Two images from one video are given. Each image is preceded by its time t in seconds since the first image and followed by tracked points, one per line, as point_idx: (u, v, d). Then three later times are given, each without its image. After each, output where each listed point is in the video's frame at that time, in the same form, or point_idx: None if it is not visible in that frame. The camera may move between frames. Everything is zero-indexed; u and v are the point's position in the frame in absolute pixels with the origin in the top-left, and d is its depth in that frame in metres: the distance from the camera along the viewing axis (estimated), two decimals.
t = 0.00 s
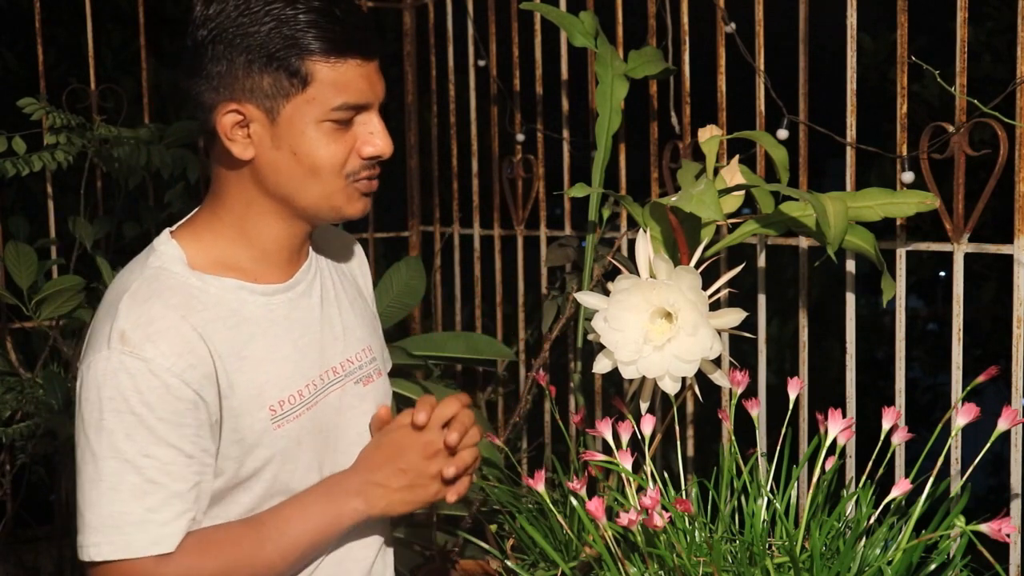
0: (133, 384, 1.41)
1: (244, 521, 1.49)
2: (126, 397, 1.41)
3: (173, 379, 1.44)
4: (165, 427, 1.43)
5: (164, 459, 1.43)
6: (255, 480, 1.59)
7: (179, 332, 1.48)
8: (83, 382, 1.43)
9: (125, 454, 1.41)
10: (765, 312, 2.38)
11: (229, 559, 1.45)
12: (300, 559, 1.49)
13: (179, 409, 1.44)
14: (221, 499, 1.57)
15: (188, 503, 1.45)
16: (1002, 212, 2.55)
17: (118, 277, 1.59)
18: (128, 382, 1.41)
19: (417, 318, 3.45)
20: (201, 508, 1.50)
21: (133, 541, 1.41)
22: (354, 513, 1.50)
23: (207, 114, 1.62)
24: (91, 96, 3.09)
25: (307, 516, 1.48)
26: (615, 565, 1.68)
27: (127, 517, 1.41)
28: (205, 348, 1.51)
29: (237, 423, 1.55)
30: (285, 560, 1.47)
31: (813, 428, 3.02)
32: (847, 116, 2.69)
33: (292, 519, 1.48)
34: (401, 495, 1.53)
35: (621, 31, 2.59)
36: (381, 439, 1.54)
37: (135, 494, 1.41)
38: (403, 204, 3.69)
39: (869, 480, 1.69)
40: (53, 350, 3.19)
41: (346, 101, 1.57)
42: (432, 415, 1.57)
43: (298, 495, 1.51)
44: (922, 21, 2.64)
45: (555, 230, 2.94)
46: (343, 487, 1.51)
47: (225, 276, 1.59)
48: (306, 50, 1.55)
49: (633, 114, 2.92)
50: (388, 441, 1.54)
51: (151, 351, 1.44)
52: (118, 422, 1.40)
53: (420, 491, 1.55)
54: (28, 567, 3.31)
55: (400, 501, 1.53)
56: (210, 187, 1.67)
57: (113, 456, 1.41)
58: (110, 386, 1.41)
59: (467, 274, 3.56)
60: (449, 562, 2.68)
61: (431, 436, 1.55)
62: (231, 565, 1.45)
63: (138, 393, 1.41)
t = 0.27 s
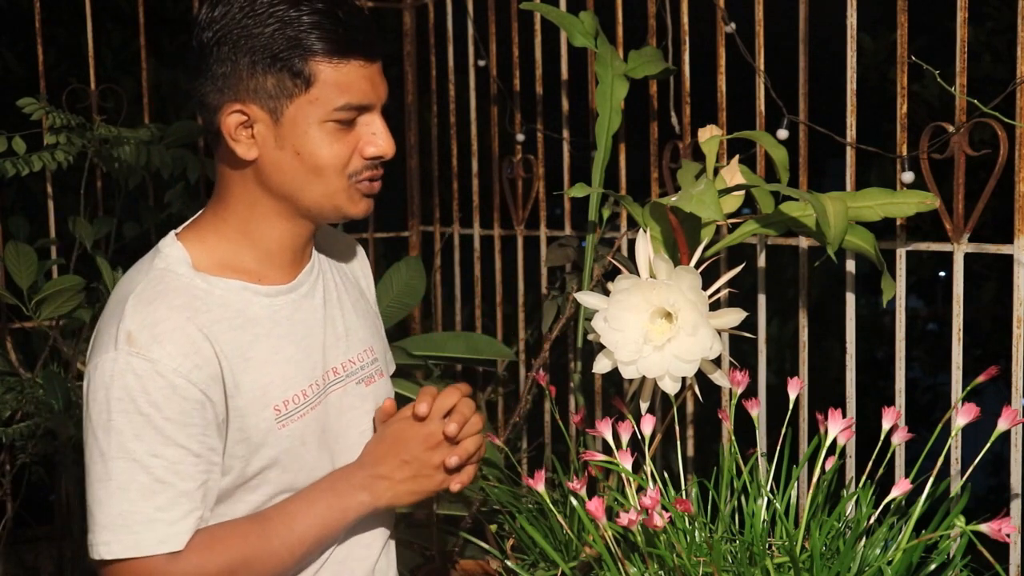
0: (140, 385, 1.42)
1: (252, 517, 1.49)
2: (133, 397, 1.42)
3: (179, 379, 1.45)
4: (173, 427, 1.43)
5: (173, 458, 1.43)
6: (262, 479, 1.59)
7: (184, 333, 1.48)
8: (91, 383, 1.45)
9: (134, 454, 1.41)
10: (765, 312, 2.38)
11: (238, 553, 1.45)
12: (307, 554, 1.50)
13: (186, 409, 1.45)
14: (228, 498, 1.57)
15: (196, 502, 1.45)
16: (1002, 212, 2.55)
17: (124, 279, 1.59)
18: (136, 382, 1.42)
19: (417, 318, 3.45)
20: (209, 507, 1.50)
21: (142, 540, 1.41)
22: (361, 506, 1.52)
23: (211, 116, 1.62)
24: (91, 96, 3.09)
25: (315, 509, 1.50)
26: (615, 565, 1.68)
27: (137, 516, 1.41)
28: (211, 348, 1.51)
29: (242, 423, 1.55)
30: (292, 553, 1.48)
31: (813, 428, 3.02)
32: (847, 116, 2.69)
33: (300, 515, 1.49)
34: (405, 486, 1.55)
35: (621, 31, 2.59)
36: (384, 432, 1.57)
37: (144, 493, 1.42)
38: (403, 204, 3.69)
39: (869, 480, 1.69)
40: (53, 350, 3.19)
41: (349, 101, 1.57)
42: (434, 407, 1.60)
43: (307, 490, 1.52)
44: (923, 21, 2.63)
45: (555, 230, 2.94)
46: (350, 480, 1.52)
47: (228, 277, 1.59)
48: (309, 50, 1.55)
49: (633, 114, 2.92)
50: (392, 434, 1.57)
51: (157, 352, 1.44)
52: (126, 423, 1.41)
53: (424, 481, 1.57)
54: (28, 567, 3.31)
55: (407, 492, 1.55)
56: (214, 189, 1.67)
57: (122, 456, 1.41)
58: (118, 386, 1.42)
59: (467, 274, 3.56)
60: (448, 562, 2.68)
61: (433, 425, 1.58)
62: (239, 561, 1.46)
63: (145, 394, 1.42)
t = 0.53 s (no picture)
0: (148, 384, 1.42)
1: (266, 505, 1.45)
2: (141, 397, 1.41)
3: (185, 376, 1.45)
4: (184, 424, 1.43)
5: (186, 455, 1.43)
6: (267, 475, 1.59)
7: (187, 332, 1.48)
8: (96, 387, 1.44)
9: (147, 453, 1.41)
10: (765, 312, 2.38)
11: (257, 540, 1.42)
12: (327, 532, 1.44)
13: (194, 406, 1.45)
14: (235, 495, 1.58)
15: (215, 495, 1.45)
16: (1002, 212, 2.55)
17: (122, 283, 1.59)
18: (143, 382, 1.42)
19: (417, 318, 3.45)
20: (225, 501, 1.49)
21: (163, 537, 1.40)
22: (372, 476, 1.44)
23: (205, 122, 1.62)
24: (91, 96, 3.09)
25: (327, 488, 1.43)
26: (615, 565, 1.68)
27: (155, 514, 1.40)
28: (213, 346, 1.51)
29: (247, 420, 1.56)
30: (311, 535, 1.43)
31: (813, 428, 3.02)
32: (847, 116, 2.69)
33: (314, 494, 1.43)
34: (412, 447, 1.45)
35: (621, 31, 2.59)
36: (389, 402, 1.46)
37: (161, 491, 1.41)
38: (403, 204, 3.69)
39: (869, 480, 1.69)
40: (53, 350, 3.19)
41: (342, 103, 1.57)
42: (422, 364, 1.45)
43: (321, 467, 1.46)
44: (922, 21, 2.64)
45: (555, 230, 2.94)
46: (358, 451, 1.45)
47: (228, 277, 1.60)
48: (302, 55, 1.55)
49: (633, 114, 2.92)
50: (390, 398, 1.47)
51: (162, 352, 1.44)
52: (136, 423, 1.41)
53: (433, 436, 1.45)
54: (28, 567, 3.31)
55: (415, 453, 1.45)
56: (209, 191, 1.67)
57: (135, 456, 1.41)
58: (126, 387, 1.41)
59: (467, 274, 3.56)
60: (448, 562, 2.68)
61: (438, 394, 1.44)
62: (259, 549, 1.42)
63: (153, 393, 1.42)
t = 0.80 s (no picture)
0: (151, 383, 1.42)
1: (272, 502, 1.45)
2: (145, 396, 1.42)
3: (187, 376, 1.45)
4: (187, 423, 1.43)
5: (191, 454, 1.43)
6: (265, 474, 1.60)
7: (187, 333, 1.49)
8: (99, 388, 1.44)
9: (152, 452, 1.41)
10: (765, 312, 2.38)
11: (270, 537, 1.41)
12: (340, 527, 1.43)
13: (196, 405, 1.45)
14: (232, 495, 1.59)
15: (223, 493, 1.44)
16: (1002, 212, 2.55)
17: (121, 284, 1.59)
18: (146, 382, 1.42)
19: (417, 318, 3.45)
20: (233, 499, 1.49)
21: (170, 537, 1.40)
22: (382, 469, 1.42)
23: (200, 121, 1.63)
24: (91, 96, 3.09)
25: (339, 483, 1.42)
26: (615, 565, 1.68)
27: (163, 513, 1.40)
28: (214, 346, 1.52)
29: (246, 420, 1.57)
30: (323, 531, 1.41)
31: (813, 428, 3.02)
32: (847, 116, 2.69)
33: (327, 488, 1.42)
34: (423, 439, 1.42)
35: (621, 31, 2.59)
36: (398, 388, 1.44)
37: (167, 490, 1.41)
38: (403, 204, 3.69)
39: (869, 480, 1.69)
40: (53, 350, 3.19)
41: (332, 101, 1.56)
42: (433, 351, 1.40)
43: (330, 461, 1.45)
44: (922, 21, 2.64)
45: (555, 230, 2.94)
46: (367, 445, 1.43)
47: (226, 278, 1.60)
48: (291, 52, 1.55)
49: (633, 114, 2.92)
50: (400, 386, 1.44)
51: (164, 352, 1.45)
52: (141, 422, 1.41)
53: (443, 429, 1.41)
54: (28, 567, 3.31)
55: (424, 445, 1.42)
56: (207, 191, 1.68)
57: (140, 455, 1.41)
58: (128, 387, 1.41)
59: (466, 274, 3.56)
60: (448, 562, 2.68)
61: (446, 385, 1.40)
62: (270, 547, 1.41)
63: (157, 392, 1.42)
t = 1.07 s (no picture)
0: (138, 378, 1.43)
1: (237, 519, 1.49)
2: (131, 390, 1.43)
3: (177, 375, 1.46)
4: (168, 421, 1.44)
5: (164, 452, 1.44)
6: (257, 478, 1.60)
7: (187, 331, 1.50)
8: (91, 375, 1.45)
9: (127, 446, 1.42)
10: (765, 312, 2.38)
11: (218, 551, 1.45)
12: (288, 555, 1.49)
13: (182, 405, 1.46)
14: (223, 496, 1.58)
15: (185, 498, 1.46)
16: (1002, 212, 2.55)
17: (131, 275, 1.61)
18: (135, 377, 1.43)
19: (418, 318, 3.46)
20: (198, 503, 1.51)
21: (126, 533, 1.42)
22: (344, 506, 1.51)
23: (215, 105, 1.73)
24: (91, 96, 3.09)
25: (301, 512, 1.49)
26: (615, 565, 1.68)
27: (126, 507, 1.42)
28: (212, 347, 1.52)
29: (240, 422, 1.57)
30: (272, 556, 1.47)
31: (813, 428, 3.02)
32: (847, 116, 2.69)
33: (287, 515, 1.48)
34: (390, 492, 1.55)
35: (621, 31, 2.59)
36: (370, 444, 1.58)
37: (134, 486, 1.42)
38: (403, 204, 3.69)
39: (869, 480, 1.69)
40: (53, 351, 3.19)
41: (304, 96, 1.57)
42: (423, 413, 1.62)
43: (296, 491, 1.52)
44: (922, 21, 2.63)
45: (555, 230, 2.94)
46: (335, 484, 1.52)
47: (234, 277, 1.61)
48: (273, 42, 1.59)
49: (633, 114, 2.92)
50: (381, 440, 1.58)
51: (158, 348, 1.46)
52: (122, 415, 1.42)
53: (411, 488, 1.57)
54: (28, 567, 3.31)
55: (392, 498, 1.55)
56: (225, 189, 1.70)
57: (115, 447, 1.42)
58: (116, 379, 1.43)
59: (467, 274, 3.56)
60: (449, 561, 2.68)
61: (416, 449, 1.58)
62: (220, 558, 1.45)
63: (143, 388, 1.43)
